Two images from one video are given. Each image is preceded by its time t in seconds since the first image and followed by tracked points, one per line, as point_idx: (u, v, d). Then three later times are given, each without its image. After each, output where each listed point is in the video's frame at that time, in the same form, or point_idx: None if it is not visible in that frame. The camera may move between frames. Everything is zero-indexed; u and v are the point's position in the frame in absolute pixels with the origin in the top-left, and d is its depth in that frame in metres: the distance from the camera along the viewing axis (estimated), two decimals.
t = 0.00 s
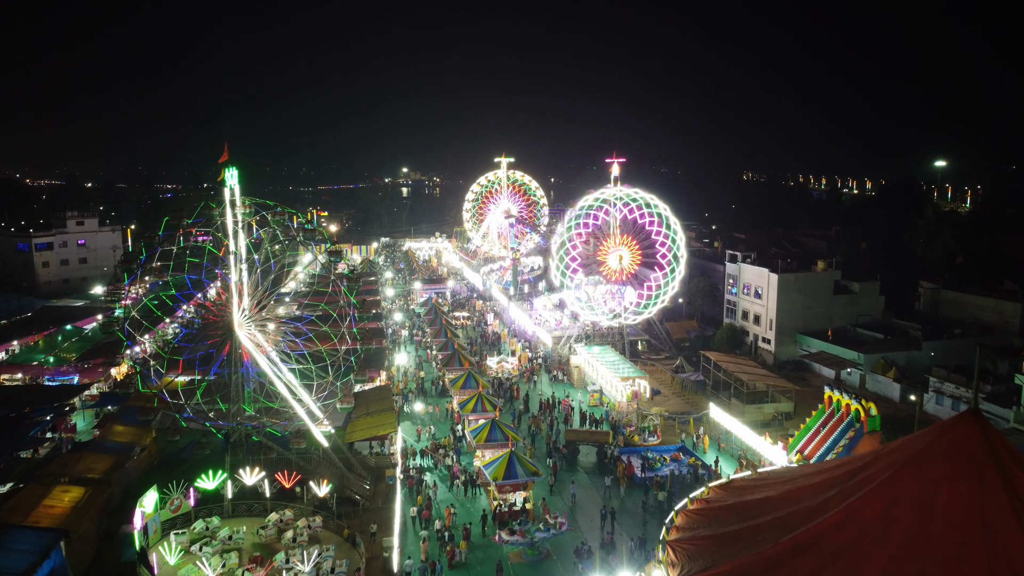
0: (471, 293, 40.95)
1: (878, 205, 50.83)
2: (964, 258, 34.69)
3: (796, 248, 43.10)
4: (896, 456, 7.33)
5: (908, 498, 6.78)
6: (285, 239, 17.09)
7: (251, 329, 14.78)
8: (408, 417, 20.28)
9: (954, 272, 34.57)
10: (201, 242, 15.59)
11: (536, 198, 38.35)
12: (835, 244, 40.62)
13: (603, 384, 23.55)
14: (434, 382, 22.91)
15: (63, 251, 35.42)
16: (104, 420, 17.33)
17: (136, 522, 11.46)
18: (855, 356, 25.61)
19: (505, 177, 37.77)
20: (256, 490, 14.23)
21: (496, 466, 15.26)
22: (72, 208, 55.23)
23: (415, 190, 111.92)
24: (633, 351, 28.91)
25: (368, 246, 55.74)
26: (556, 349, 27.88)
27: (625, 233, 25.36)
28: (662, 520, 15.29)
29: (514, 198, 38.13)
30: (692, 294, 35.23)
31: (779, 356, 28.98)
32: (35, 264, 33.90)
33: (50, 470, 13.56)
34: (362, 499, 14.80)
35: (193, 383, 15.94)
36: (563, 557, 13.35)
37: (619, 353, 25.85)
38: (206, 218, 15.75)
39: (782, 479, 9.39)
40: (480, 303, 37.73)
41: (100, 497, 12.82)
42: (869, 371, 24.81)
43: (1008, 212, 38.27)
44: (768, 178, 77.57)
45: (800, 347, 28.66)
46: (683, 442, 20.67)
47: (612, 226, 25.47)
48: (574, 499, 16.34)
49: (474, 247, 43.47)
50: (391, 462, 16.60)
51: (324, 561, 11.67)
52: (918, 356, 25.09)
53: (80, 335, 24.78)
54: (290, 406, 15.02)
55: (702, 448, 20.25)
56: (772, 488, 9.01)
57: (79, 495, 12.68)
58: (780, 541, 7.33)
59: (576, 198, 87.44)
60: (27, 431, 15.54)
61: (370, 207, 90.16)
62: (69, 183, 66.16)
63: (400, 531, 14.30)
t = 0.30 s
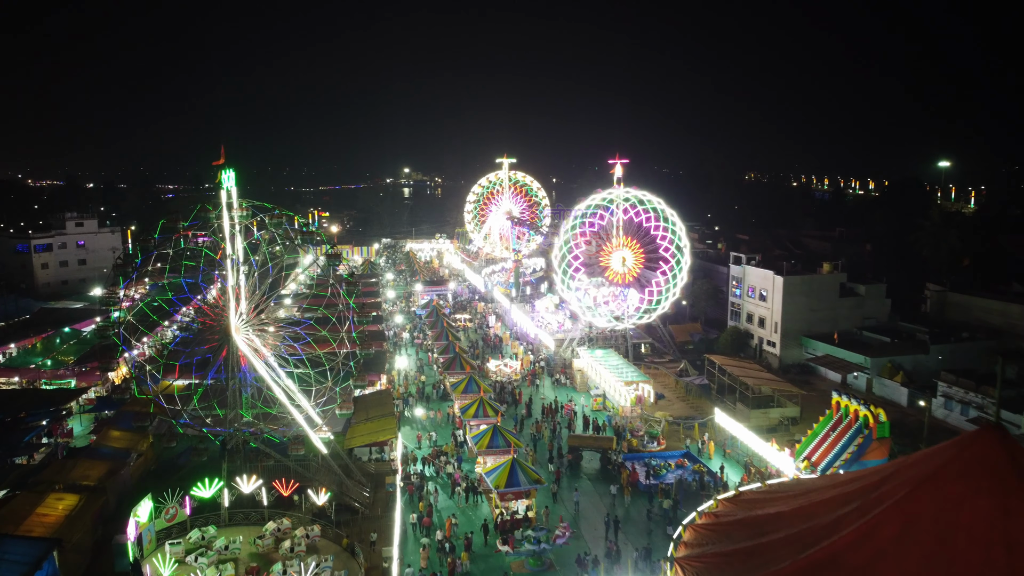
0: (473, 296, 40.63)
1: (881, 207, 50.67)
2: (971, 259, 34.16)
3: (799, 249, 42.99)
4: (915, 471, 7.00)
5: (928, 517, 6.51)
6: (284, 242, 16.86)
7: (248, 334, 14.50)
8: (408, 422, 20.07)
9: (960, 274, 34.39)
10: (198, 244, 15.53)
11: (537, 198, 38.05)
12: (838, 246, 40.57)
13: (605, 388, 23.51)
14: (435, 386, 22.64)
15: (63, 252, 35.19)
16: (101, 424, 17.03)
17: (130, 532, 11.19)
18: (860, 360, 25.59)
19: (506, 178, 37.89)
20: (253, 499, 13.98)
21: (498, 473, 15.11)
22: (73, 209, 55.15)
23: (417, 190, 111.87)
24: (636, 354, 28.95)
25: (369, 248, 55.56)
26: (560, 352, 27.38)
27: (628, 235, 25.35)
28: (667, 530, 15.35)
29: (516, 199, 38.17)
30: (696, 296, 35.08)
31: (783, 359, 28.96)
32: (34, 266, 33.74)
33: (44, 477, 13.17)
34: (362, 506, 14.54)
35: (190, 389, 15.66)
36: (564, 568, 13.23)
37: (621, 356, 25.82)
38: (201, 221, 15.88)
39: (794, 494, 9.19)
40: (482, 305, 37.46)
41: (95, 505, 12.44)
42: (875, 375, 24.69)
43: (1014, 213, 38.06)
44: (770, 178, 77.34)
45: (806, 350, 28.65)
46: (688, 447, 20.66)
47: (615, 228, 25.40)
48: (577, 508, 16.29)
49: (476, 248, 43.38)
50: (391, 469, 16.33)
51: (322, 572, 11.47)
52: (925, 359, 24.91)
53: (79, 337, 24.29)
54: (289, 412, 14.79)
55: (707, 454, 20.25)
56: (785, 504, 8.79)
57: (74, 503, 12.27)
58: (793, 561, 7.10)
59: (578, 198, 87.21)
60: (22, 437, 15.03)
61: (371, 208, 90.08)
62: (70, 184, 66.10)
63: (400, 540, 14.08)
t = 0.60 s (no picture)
0: (489, 297, 40.31)
1: (904, 208, 49.74)
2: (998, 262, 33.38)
3: (820, 250, 42.28)
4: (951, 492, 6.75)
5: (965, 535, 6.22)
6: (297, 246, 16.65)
7: (262, 338, 14.28)
8: (423, 427, 19.83)
9: (987, 278, 33.59)
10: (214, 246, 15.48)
11: (554, 199, 37.36)
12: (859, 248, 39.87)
13: (623, 393, 23.24)
14: (451, 389, 22.38)
15: (81, 253, 35.41)
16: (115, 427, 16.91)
17: (141, 540, 10.99)
18: (885, 365, 25.18)
19: (523, 178, 37.46)
20: (266, 505, 13.77)
21: (514, 481, 14.84)
22: (93, 210, 55.74)
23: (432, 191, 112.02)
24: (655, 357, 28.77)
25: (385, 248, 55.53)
26: (577, 356, 27.04)
27: (646, 237, 25.30)
28: (687, 541, 15.08)
29: (534, 200, 37.66)
30: (715, 300, 34.64)
31: (806, 364, 28.42)
32: (53, 266, 34.00)
33: (56, 482, 13.02)
34: (375, 514, 14.32)
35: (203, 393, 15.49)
36: None
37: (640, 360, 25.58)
38: (215, 224, 15.67)
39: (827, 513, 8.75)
40: (499, 306, 37.18)
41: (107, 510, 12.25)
42: (900, 381, 24.12)
43: None
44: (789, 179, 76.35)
45: (829, 354, 28.19)
46: (708, 455, 20.31)
47: (633, 229, 25.31)
48: (596, 518, 16.10)
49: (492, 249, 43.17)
50: (406, 475, 16.05)
51: None
52: (952, 365, 24.29)
53: (95, 339, 24.36)
54: (302, 418, 14.53)
55: (728, 462, 19.87)
56: (818, 521, 8.36)
57: (86, 508, 12.12)
58: None
59: (593, 199, 86.64)
60: (36, 440, 14.90)
61: (387, 209, 90.27)
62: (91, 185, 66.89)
63: (414, 549, 13.89)
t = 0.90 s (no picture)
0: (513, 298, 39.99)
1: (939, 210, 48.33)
2: None
3: (851, 252, 41.23)
4: (1020, 512, 6.41)
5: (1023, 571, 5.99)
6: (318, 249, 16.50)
7: (284, 341, 14.10)
8: (446, 431, 19.62)
9: None
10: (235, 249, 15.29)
11: (580, 200, 36.89)
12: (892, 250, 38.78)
13: (649, 398, 22.85)
14: (475, 393, 22.15)
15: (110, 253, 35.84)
16: (139, 427, 16.90)
17: (160, 547, 10.87)
18: (920, 372, 24.40)
19: (548, 179, 37.13)
20: (286, 511, 13.62)
21: (538, 490, 14.52)
22: (123, 211, 56.64)
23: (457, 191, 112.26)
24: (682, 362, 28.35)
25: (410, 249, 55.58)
26: (602, 359, 26.67)
27: (673, 241, 24.75)
28: (714, 551, 14.54)
29: (559, 200, 37.23)
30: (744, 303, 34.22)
31: (837, 369, 27.59)
32: (81, 266, 34.46)
33: (78, 485, 12.97)
34: (397, 521, 14.03)
35: (226, 396, 15.41)
36: None
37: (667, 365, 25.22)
38: (237, 226, 15.54)
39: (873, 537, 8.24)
40: (523, 308, 36.83)
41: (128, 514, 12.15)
42: (937, 388, 23.30)
43: None
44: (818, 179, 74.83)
45: (862, 360, 27.36)
46: (737, 463, 19.78)
47: (661, 231, 24.62)
48: (622, 527, 15.71)
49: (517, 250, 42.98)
50: (428, 481, 15.70)
51: None
52: (991, 372, 23.39)
53: (122, 339, 24.51)
54: (324, 423, 14.34)
55: (758, 471, 19.31)
56: (865, 543, 7.84)
57: (108, 512, 12.03)
58: None
59: (619, 200, 85.95)
60: (61, 441, 14.93)
61: (412, 210, 90.63)
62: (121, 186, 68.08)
63: (436, 557, 13.60)
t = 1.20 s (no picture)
0: (538, 300, 39.60)
1: (979, 212, 46.72)
2: None
3: (885, 255, 40.01)
4: None
5: None
6: (342, 251, 16.36)
7: (306, 345, 13.91)
8: (470, 435, 19.36)
9: None
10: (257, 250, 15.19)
11: (607, 200, 36.11)
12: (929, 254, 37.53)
13: (677, 403, 22.31)
14: (500, 397, 21.85)
15: (139, 252, 36.28)
16: (163, 429, 16.92)
17: (180, 553, 10.75)
18: (959, 379, 23.55)
19: (575, 179, 36.64)
20: (307, 518, 13.42)
21: (562, 498, 14.14)
22: (154, 211, 57.57)
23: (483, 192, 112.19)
24: (711, 366, 27.85)
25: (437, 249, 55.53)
26: (629, 363, 26.14)
27: (703, 242, 24.09)
28: (744, 564, 14.01)
29: (586, 201, 36.70)
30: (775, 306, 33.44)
31: (872, 375, 26.64)
32: (111, 266, 34.95)
33: (101, 487, 12.96)
34: (420, 528, 13.74)
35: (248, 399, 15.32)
36: None
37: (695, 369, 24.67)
38: (260, 228, 15.47)
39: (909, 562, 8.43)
40: (549, 310, 36.43)
41: (150, 517, 12.06)
42: (976, 396, 22.55)
43: None
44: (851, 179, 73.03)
45: (898, 366, 26.41)
46: (769, 472, 19.14)
47: (689, 232, 24.17)
48: (649, 538, 15.26)
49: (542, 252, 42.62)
50: (452, 487, 15.34)
51: None
52: None
53: (149, 339, 24.68)
54: (346, 427, 14.13)
55: (790, 481, 18.65)
56: (904, 569, 8.14)
57: (129, 515, 11.96)
58: None
59: (646, 201, 84.98)
60: (86, 442, 14.99)
61: (438, 211, 90.80)
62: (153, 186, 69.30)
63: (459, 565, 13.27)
